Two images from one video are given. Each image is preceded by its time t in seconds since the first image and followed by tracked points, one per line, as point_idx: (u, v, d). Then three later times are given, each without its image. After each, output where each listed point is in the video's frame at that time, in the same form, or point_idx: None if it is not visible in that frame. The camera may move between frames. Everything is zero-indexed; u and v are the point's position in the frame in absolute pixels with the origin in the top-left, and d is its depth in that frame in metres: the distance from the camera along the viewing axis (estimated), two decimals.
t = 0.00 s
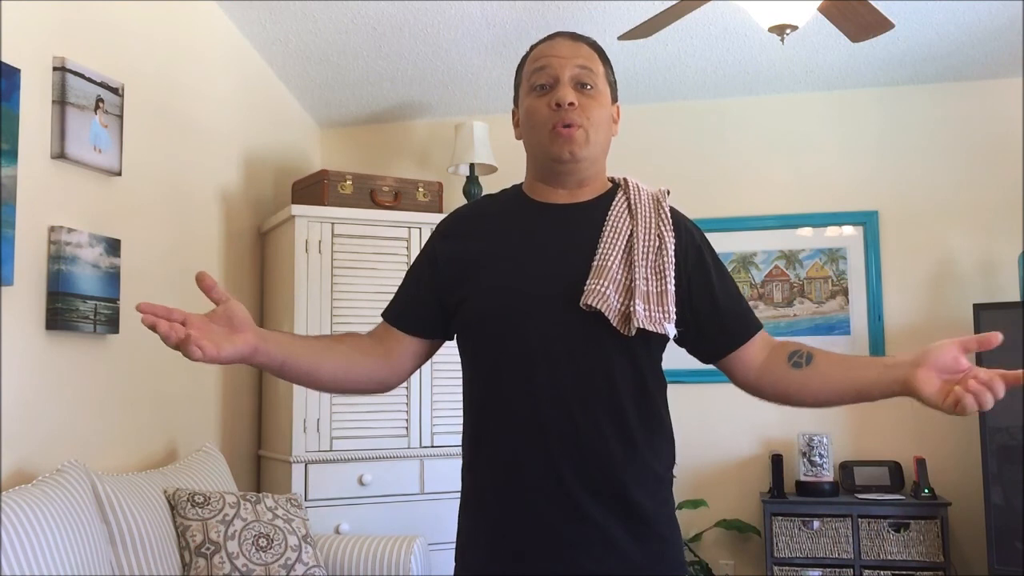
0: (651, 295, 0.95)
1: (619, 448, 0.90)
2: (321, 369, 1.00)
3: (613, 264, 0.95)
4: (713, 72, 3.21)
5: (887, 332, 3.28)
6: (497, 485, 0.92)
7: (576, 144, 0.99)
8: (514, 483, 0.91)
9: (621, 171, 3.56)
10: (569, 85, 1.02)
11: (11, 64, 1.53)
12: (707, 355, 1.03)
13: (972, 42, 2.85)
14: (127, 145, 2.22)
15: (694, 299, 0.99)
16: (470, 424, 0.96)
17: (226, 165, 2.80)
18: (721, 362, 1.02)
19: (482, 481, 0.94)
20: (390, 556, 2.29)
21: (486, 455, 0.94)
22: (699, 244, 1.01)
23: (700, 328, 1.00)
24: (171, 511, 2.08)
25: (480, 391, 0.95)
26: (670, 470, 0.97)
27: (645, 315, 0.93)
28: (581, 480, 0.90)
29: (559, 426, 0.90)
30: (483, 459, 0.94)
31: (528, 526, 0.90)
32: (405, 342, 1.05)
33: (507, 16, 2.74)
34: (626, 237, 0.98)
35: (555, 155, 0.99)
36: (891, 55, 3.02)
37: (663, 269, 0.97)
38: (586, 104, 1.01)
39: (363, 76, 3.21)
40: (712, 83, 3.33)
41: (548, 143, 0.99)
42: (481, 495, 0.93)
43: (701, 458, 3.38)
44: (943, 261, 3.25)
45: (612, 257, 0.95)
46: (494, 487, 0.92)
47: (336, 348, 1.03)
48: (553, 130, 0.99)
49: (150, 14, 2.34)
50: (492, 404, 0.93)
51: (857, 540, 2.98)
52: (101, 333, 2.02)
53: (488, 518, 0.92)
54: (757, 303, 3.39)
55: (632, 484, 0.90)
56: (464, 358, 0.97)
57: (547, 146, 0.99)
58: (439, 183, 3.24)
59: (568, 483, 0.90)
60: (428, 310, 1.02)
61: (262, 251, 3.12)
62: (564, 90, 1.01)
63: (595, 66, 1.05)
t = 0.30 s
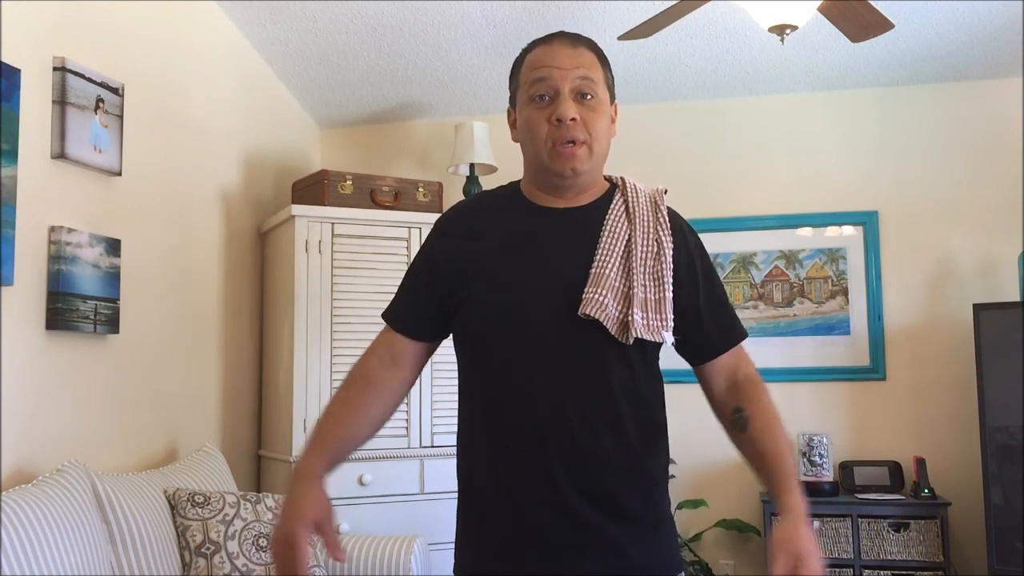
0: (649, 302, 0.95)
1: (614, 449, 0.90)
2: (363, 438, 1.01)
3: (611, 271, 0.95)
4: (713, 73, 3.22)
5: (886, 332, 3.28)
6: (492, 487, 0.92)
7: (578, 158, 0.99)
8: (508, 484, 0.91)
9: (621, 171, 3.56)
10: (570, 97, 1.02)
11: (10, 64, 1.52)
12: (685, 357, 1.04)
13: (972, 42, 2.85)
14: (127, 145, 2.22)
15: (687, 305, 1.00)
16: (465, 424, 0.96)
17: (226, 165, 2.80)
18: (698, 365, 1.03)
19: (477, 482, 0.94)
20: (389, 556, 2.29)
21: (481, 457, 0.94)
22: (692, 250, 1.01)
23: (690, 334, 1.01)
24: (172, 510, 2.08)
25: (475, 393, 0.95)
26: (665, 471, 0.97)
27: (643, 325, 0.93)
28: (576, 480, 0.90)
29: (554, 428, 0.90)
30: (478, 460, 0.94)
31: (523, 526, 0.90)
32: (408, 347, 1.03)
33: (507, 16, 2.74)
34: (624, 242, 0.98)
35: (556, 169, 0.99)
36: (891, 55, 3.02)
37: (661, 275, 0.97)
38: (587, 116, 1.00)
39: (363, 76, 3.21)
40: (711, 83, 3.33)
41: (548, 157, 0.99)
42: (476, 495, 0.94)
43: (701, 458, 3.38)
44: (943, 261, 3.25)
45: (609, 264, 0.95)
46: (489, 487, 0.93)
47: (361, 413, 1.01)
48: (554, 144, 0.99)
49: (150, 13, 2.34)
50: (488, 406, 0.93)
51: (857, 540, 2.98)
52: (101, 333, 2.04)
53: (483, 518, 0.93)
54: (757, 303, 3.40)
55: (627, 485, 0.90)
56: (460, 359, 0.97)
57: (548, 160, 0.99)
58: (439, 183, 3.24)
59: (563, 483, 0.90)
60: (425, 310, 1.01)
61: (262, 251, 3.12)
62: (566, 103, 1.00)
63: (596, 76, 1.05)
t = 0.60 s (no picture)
0: (643, 295, 0.95)
1: (611, 447, 0.91)
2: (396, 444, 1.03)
3: (605, 265, 0.95)
4: (713, 73, 3.22)
5: (886, 332, 3.28)
6: (487, 487, 0.92)
7: (562, 153, 0.99)
8: (505, 484, 0.91)
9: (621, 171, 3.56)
10: (556, 92, 1.02)
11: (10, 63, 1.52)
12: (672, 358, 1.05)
13: (972, 42, 2.85)
14: (127, 145, 2.22)
15: (682, 303, 1.00)
16: (461, 424, 0.96)
17: (226, 165, 2.80)
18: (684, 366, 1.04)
19: (473, 482, 0.94)
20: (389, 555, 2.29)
21: (477, 456, 0.94)
22: (686, 248, 1.02)
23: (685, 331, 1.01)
24: (172, 510, 2.08)
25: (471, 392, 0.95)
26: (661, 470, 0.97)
27: (637, 317, 0.93)
28: (573, 479, 0.90)
29: (551, 427, 0.90)
30: (473, 459, 0.94)
31: (520, 525, 0.90)
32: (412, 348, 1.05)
33: (507, 16, 2.74)
34: (618, 237, 0.98)
35: (540, 165, 0.99)
36: (891, 55, 3.02)
37: (656, 269, 0.97)
38: (572, 111, 1.00)
39: (363, 76, 3.21)
40: (711, 83, 3.33)
41: (534, 153, 0.99)
42: (472, 494, 0.94)
43: (701, 458, 3.38)
44: (944, 261, 3.25)
45: (604, 258, 0.95)
46: (486, 486, 0.93)
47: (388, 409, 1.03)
48: (537, 139, 1.00)
49: (150, 13, 2.34)
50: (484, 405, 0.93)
51: (857, 540, 2.98)
52: (101, 333, 2.03)
53: (479, 517, 0.92)
54: (757, 304, 3.39)
55: (624, 483, 0.91)
56: (456, 358, 0.97)
57: (533, 156, 0.99)
58: (439, 183, 3.24)
59: (560, 482, 0.90)
60: (422, 309, 1.02)
61: (262, 251, 3.12)
62: (550, 98, 1.01)
63: (586, 72, 1.04)
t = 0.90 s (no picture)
0: (640, 291, 0.95)
1: (610, 447, 0.91)
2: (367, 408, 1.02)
3: (602, 261, 0.95)
4: (713, 73, 3.22)
5: (886, 332, 3.29)
6: (487, 486, 0.92)
7: (567, 153, 0.99)
8: (504, 483, 0.91)
9: (622, 171, 3.56)
10: (557, 94, 1.02)
11: (10, 63, 1.52)
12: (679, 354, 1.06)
13: (972, 42, 2.85)
14: (127, 145, 2.22)
15: (680, 302, 1.00)
16: (461, 423, 0.96)
17: (226, 165, 2.80)
18: (693, 365, 1.05)
19: (473, 481, 0.94)
20: (389, 556, 2.29)
21: (476, 456, 0.94)
22: (686, 246, 1.01)
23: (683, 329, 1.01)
24: (172, 510, 2.08)
25: (470, 392, 0.95)
26: (660, 468, 0.97)
27: (634, 312, 0.93)
28: (572, 478, 0.90)
29: (549, 426, 0.90)
30: (473, 458, 0.94)
31: (520, 524, 0.90)
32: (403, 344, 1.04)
33: (507, 16, 2.74)
34: (616, 234, 0.98)
35: (544, 165, 0.99)
36: (891, 55, 3.02)
37: (653, 266, 0.97)
38: (575, 112, 1.01)
39: (363, 76, 3.21)
40: (711, 83, 3.33)
41: (536, 154, 1.00)
42: (472, 494, 0.94)
43: (701, 458, 3.38)
44: (943, 261, 3.25)
45: (601, 255, 0.95)
46: (485, 486, 0.93)
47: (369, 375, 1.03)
48: (541, 140, 1.00)
49: (150, 13, 2.34)
50: (483, 405, 0.93)
51: (857, 540, 2.98)
52: (101, 333, 2.04)
53: (479, 517, 0.92)
54: (757, 304, 3.40)
55: (623, 482, 0.91)
56: (455, 358, 0.98)
57: (536, 157, 0.99)
58: (439, 183, 3.24)
59: (560, 481, 0.90)
60: (419, 309, 1.02)
61: (262, 251, 3.12)
62: (552, 100, 1.01)
63: (584, 73, 1.05)
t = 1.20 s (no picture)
0: (642, 290, 0.95)
1: (610, 447, 0.91)
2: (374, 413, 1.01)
3: (603, 260, 0.95)
4: (713, 73, 3.22)
5: (886, 332, 3.28)
6: (488, 487, 0.92)
7: (566, 151, 0.99)
8: (505, 483, 0.91)
9: (622, 171, 3.56)
10: (556, 94, 1.02)
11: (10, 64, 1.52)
12: (673, 356, 1.07)
13: (972, 42, 2.85)
14: (127, 145, 2.22)
15: (678, 304, 1.00)
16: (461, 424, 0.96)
17: (226, 165, 2.80)
18: (686, 368, 1.05)
19: (473, 480, 0.94)
20: (389, 556, 2.29)
21: (476, 456, 0.94)
22: (683, 249, 1.02)
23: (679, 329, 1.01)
24: (172, 510, 2.08)
25: (468, 391, 0.95)
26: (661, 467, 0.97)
27: (636, 311, 0.93)
28: (571, 479, 0.90)
29: (550, 426, 0.90)
30: (473, 457, 0.94)
31: (520, 524, 0.90)
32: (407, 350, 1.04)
33: (507, 16, 2.74)
34: (616, 234, 0.98)
35: (545, 163, 0.99)
36: (891, 55, 3.02)
37: (654, 266, 0.97)
38: (575, 111, 1.01)
39: (363, 76, 3.22)
40: (711, 83, 3.33)
41: (537, 152, 0.99)
42: (472, 495, 0.94)
43: (701, 459, 3.38)
44: (944, 261, 3.25)
45: (602, 254, 0.95)
46: (486, 486, 0.92)
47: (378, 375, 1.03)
48: (543, 139, 0.99)
49: (150, 13, 2.34)
50: (483, 405, 0.93)
51: (857, 540, 2.98)
52: (101, 333, 2.03)
53: (479, 517, 0.92)
54: (757, 304, 3.39)
55: (623, 482, 0.91)
56: (454, 358, 0.98)
57: (537, 155, 0.99)
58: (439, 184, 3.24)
59: (559, 483, 0.90)
60: (419, 312, 1.02)
61: (262, 251, 3.12)
62: (553, 99, 1.01)
63: (582, 74, 1.05)
